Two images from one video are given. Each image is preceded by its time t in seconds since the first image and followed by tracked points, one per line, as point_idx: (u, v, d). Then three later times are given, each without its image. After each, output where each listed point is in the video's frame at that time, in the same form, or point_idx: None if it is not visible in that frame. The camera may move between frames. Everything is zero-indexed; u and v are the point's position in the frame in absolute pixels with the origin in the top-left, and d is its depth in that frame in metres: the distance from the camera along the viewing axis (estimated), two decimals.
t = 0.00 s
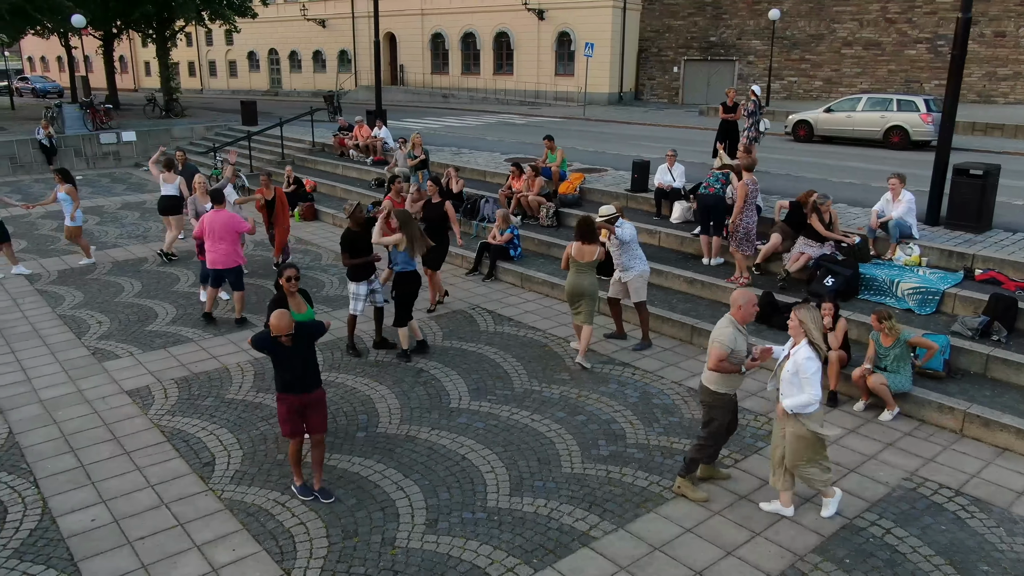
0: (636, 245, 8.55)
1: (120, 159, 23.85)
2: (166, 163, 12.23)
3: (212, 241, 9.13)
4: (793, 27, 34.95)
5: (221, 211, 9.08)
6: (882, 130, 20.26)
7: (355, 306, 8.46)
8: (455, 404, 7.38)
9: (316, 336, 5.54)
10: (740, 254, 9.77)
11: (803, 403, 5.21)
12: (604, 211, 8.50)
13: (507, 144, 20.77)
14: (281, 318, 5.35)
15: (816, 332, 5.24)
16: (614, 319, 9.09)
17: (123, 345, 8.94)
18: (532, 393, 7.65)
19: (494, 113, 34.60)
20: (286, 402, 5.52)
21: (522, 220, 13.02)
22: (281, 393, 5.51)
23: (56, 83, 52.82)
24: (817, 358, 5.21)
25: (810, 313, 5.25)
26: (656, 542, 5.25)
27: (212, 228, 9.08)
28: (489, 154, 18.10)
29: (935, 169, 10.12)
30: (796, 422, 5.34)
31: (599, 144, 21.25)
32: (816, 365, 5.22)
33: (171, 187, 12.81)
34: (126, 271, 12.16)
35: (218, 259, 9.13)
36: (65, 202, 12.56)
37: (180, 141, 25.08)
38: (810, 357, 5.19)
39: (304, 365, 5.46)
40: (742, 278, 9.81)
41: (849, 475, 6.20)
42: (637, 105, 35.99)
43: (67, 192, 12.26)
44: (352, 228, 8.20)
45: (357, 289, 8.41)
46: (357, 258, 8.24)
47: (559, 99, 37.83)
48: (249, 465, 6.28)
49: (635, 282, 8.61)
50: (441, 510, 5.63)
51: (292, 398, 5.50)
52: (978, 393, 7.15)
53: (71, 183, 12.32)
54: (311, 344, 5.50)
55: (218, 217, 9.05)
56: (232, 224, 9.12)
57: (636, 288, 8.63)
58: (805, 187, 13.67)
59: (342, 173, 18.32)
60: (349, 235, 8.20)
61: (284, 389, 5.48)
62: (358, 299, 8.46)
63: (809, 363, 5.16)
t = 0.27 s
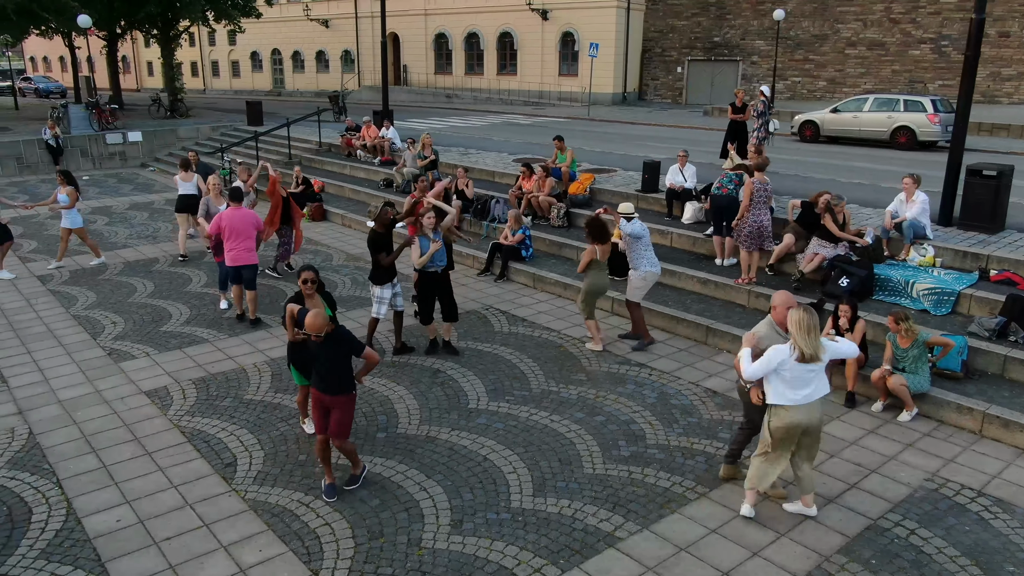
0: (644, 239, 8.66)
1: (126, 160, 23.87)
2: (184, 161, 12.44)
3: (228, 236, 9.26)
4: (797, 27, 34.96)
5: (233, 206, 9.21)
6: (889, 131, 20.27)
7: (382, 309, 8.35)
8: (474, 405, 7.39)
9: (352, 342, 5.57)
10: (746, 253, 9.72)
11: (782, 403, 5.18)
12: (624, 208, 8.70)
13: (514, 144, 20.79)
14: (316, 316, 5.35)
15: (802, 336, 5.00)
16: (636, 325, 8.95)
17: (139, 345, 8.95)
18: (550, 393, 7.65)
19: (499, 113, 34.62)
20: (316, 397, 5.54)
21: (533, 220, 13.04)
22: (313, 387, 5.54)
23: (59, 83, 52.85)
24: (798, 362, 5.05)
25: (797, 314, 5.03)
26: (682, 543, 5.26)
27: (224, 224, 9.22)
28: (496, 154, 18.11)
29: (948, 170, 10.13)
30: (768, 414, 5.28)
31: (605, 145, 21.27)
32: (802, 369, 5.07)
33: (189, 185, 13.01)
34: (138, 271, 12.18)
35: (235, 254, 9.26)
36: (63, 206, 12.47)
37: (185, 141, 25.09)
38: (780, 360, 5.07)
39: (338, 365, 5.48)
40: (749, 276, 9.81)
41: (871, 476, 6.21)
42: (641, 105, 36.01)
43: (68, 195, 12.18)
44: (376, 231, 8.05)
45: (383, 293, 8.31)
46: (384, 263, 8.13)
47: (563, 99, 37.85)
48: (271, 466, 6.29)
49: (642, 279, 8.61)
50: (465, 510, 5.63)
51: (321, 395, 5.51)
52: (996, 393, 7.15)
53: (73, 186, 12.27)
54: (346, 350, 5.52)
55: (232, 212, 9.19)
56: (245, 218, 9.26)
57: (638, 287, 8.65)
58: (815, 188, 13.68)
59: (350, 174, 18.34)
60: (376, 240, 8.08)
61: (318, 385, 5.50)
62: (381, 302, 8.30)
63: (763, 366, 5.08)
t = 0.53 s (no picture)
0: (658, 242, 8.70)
1: (130, 160, 23.86)
2: (200, 161, 12.57)
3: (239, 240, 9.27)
4: (799, 27, 34.95)
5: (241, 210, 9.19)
6: (894, 131, 20.26)
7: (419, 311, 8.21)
8: (488, 406, 7.38)
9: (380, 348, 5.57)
10: (756, 253, 9.71)
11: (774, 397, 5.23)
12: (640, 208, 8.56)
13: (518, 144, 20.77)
14: (350, 316, 5.38)
15: (792, 335, 5.00)
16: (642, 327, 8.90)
17: (150, 347, 8.94)
18: (564, 394, 7.65)
19: (501, 113, 34.62)
20: (344, 401, 5.69)
21: (541, 220, 13.03)
22: (343, 391, 5.67)
23: (60, 83, 52.82)
24: (785, 357, 5.07)
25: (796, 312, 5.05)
26: (703, 545, 5.26)
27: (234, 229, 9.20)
28: (502, 154, 18.10)
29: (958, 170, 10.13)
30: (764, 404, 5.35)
31: (610, 145, 21.26)
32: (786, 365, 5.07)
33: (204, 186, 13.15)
34: (146, 272, 12.17)
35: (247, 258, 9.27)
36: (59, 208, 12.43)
37: (189, 141, 25.08)
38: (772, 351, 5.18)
39: (368, 371, 5.57)
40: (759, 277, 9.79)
41: (888, 477, 6.21)
42: (643, 105, 36.02)
43: (64, 196, 12.16)
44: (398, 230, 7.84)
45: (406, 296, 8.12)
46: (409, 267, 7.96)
47: (565, 100, 37.86)
48: (287, 467, 6.29)
49: (653, 282, 8.63)
50: (484, 512, 5.63)
51: (351, 399, 5.65)
52: (1011, 395, 7.15)
53: (68, 186, 12.26)
54: (376, 358, 5.55)
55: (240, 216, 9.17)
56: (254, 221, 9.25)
57: (648, 290, 8.66)
58: (822, 188, 13.68)
59: (355, 174, 18.33)
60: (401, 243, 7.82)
61: (349, 389, 5.61)
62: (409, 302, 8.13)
63: (758, 350, 5.23)
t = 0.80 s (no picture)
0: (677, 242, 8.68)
1: (135, 160, 23.85)
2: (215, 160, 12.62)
3: (256, 238, 9.47)
4: (803, 27, 34.94)
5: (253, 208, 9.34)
6: (900, 131, 20.25)
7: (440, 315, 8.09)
8: (506, 407, 7.36)
9: (399, 351, 5.51)
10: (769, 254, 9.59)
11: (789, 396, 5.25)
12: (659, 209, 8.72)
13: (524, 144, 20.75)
14: (371, 314, 5.36)
15: (807, 335, 5.04)
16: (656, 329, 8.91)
17: (164, 347, 8.92)
18: (581, 395, 7.63)
19: (505, 113, 34.60)
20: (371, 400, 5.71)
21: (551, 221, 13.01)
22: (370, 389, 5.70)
23: (62, 83, 52.77)
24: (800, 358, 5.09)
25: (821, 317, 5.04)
26: (728, 547, 5.24)
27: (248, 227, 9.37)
28: (509, 155, 18.07)
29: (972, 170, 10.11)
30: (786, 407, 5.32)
31: (616, 145, 21.24)
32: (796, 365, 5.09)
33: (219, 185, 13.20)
34: (156, 273, 12.14)
35: (263, 256, 9.47)
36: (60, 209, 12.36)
37: (193, 141, 25.06)
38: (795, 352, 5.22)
39: (390, 372, 5.55)
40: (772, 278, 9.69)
41: (911, 478, 6.19)
42: (647, 105, 36.02)
43: (66, 196, 12.10)
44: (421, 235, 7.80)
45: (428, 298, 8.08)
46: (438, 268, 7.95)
47: (568, 100, 37.85)
48: (307, 468, 6.27)
49: (665, 285, 8.63)
50: (507, 513, 5.61)
51: (376, 398, 5.69)
52: None
53: (69, 187, 12.22)
54: (396, 360, 5.51)
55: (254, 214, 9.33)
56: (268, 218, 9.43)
57: (661, 292, 8.67)
58: (832, 189, 13.66)
59: (362, 174, 18.31)
60: (424, 245, 7.77)
61: (373, 388, 5.64)
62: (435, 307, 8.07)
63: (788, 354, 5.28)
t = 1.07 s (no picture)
0: (694, 242, 8.60)
1: (140, 160, 23.84)
2: (229, 161, 12.72)
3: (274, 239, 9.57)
4: (807, 26, 34.92)
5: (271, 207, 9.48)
6: (908, 131, 20.23)
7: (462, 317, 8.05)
8: (524, 407, 7.35)
9: (422, 349, 5.48)
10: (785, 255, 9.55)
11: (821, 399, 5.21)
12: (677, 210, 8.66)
13: (531, 144, 20.73)
14: (392, 313, 5.33)
15: (843, 342, 4.94)
16: (672, 329, 8.91)
17: (180, 348, 8.90)
18: (599, 396, 7.61)
19: (509, 113, 34.57)
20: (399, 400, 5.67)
21: (562, 221, 13.00)
22: (397, 389, 5.70)
23: (64, 83, 52.74)
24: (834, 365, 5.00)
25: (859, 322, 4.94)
26: (755, 548, 5.23)
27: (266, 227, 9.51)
28: (517, 155, 18.05)
29: (987, 170, 10.09)
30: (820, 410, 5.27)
31: (623, 144, 21.21)
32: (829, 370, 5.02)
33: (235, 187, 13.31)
34: (167, 273, 12.12)
35: (282, 256, 9.62)
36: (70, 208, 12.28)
37: (199, 141, 25.04)
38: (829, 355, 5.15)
39: (413, 371, 5.51)
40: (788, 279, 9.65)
41: (934, 479, 6.17)
42: (650, 105, 36.01)
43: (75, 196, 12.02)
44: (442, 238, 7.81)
45: (450, 300, 8.06)
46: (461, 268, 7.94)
47: (572, 100, 37.84)
48: (329, 469, 6.25)
49: (675, 285, 8.65)
50: (532, 514, 5.60)
51: (403, 397, 5.64)
52: None
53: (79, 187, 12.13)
54: (420, 360, 5.48)
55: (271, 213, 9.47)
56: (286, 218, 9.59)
57: (672, 293, 8.72)
58: (842, 189, 13.64)
59: (369, 174, 18.29)
60: (445, 249, 7.81)
61: (399, 388, 5.61)
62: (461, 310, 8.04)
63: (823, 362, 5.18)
